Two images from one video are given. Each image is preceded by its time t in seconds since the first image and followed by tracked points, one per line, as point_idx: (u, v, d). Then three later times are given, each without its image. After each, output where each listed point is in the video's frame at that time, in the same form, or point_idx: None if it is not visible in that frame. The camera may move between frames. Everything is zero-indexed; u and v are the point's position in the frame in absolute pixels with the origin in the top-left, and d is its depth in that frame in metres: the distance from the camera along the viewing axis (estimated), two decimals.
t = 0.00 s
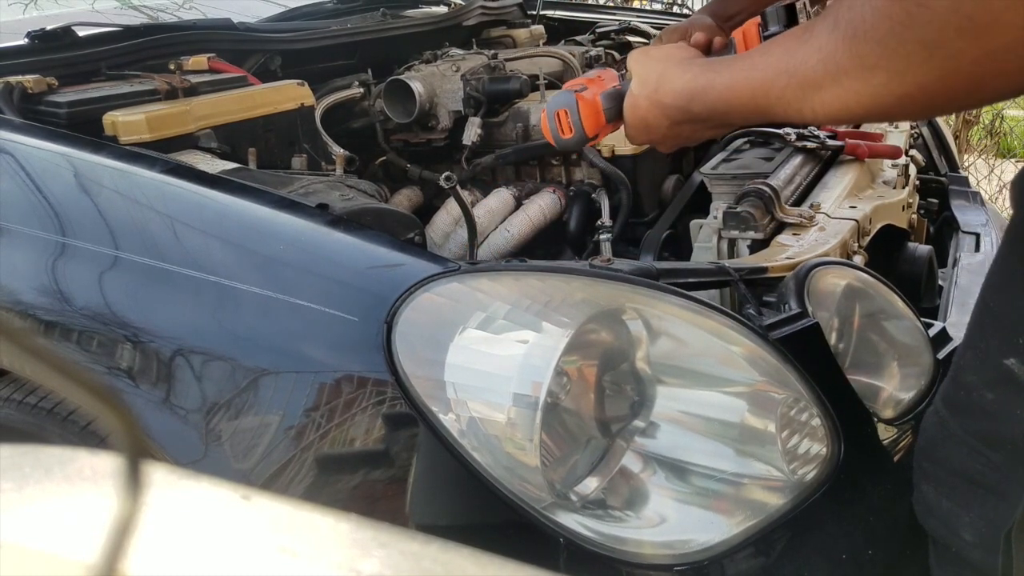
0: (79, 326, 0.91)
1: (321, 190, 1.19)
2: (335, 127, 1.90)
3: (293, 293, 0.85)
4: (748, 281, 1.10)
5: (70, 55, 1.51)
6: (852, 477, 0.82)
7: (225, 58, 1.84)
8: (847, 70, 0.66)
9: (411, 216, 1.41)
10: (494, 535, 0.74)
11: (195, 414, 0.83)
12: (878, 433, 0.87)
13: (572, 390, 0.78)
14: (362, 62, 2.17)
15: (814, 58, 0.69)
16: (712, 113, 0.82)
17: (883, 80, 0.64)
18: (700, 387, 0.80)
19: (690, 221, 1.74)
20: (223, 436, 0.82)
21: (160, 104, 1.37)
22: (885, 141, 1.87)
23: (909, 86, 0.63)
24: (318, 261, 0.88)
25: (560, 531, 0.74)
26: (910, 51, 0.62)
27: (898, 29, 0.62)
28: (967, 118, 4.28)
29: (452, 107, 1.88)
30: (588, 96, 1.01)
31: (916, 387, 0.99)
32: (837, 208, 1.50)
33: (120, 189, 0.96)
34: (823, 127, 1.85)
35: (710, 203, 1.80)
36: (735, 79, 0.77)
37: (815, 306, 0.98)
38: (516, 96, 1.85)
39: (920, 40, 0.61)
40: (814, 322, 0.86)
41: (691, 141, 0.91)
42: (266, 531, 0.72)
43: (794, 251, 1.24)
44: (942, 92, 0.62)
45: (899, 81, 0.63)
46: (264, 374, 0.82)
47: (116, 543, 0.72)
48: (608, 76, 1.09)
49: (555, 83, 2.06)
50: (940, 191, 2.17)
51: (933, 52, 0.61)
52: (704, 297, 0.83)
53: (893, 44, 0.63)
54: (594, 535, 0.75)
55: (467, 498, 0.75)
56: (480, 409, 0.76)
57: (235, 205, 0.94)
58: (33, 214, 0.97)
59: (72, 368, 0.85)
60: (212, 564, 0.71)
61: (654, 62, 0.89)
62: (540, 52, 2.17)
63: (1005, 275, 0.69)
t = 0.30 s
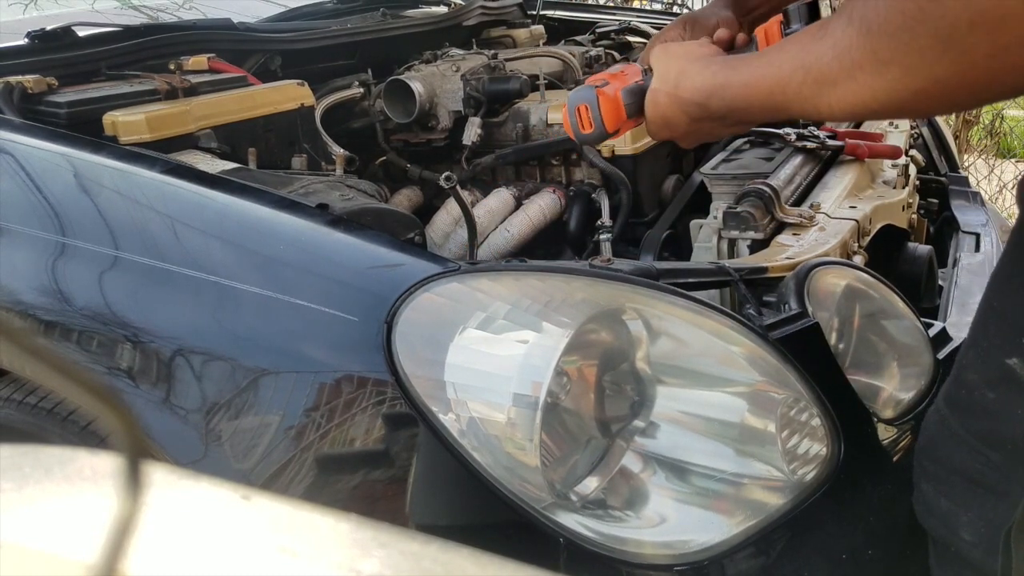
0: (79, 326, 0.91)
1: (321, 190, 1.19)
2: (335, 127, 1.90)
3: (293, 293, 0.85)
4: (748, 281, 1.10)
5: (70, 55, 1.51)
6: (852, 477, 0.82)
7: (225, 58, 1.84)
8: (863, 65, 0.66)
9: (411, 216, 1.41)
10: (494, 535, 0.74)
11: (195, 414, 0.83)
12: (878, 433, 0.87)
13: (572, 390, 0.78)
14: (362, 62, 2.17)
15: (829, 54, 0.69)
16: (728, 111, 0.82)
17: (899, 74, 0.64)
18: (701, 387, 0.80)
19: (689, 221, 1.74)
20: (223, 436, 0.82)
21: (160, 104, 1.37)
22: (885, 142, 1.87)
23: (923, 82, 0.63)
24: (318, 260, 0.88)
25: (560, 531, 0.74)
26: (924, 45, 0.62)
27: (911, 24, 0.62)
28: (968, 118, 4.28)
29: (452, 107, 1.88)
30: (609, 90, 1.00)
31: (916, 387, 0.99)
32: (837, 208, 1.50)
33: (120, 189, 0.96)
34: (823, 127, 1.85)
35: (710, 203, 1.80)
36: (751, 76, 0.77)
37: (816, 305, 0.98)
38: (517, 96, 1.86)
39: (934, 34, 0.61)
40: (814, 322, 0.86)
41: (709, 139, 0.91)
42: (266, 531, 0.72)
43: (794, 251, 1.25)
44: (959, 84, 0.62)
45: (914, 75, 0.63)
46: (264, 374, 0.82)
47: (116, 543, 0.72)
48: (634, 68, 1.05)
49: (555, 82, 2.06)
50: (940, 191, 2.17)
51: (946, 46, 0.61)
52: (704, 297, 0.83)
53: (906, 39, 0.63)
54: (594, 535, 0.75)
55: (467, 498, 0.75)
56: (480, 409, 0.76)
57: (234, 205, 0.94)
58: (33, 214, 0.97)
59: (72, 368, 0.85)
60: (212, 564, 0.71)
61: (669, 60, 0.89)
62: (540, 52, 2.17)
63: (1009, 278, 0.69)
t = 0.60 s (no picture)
0: (79, 326, 0.91)
1: (321, 190, 1.19)
2: (335, 127, 1.90)
3: (293, 293, 0.85)
4: (748, 281, 1.10)
5: (70, 55, 1.51)
6: (852, 477, 0.82)
7: (225, 58, 1.84)
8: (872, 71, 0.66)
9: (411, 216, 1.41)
10: (494, 535, 0.74)
11: (195, 414, 0.83)
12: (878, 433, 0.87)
13: (572, 390, 0.78)
14: (362, 62, 2.17)
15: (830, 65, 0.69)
16: (748, 109, 0.82)
17: (908, 79, 0.64)
18: (701, 388, 0.80)
19: (690, 221, 1.74)
20: (223, 436, 0.82)
21: (160, 104, 1.37)
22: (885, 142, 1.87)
23: (931, 83, 0.64)
24: (318, 260, 0.88)
25: (560, 531, 0.74)
26: (929, 50, 0.62)
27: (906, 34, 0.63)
28: (968, 118, 4.29)
29: (452, 107, 1.89)
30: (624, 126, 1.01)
31: (915, 387, 0.99)
32: (837, 208, 1.50)
33: (120, 189, 0.96)
34: (823, 127, 1.85)
35: (710, 203, 1.80)
36: (762, 80, 0.77)
37: (815, 305, 0.98)
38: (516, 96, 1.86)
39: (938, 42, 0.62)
40: (814, 322, 0.86)
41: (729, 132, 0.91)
42: (267, 531, 0.72)
43: (794, 251, 1.25)
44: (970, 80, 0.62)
45: (924, 77, 0.63)
46: (264, 374, 0.82)
47: (116, 543, 0.72)
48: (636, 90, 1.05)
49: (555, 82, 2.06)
50: (940, 191, 2.17)
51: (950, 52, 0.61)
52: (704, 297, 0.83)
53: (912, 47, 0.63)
54: (594, 535, 0.75)
55: (466, 498, 0.75)
56: (480, 410, 0.76)
57: (234, 204, 0.94)
58: (33, 214, 0.98)
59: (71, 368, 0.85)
60: (212, 564, 0.71)
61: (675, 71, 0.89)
62: (541, 52, 2.17)
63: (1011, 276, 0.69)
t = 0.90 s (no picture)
0: (79, 326, 0.91)
1: (321, 190, 1.19)
2: (335, 127, 1.90)
3: (293, 293, 0.85)
4: (748, 281, 1.10)
5: (70, 55, 1.52)
6: (852, 477, 0.82)
7: (225, 58, 1.84)
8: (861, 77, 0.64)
9: (410, 216, 1.41)
10: (495, 535, 0.75)
11: (195, 414, 0.83)
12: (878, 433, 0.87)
13: (572, 390, 0.78)
14: (362, 62, 2.17)
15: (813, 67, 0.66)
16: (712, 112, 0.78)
17: (891, 88, 0.63)
18: (700, 387, 0.80)
19: (690, 221, 1.74)
20: (223, 436, 0.83)
21: (159, 104, 1.37)
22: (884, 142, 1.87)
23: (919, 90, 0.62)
24: (318, 260, 0.88)
25: (560, 531, 0.74)
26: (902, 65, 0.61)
27: (896, 41, 0.61)
28: (968, 118, 4.31)
29: (452, 107, 1.89)
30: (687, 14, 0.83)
31: (915, 387, 0.99)
32: (837, 208, 1.50)
33: (120, 188, 0.96)
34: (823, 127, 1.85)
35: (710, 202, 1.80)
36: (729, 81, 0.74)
37: (815, 305, 0.98)
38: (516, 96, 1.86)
39: (936, 45, 0.60)
40: (814, 322, 0.86)
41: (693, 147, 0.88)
42: (266, 531, 0.72)
43: (794, 251, 1.25)
44: (966, 87, 0.61)
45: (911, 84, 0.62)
46: (263, 374, 0.82)
47: (116, 543, 0.72)
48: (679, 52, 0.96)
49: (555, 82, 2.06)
50: (939, 191, 2.18)
51: (948, 57, 0.59)
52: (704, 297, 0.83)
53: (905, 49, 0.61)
54: (593, 534, 0.75)
55: (466, 498, 0.75)
56: (480, 409, 0.76)
57: (234, 204, 0.94)
58: (33, 214, 0.98)
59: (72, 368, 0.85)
60: (212, 564, 0.71)
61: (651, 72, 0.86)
62: (541, 51, 2.17)
63: (1010, 275, 0.69)
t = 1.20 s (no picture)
0: (79, 326, 0.91)
1: (321, 189, 1.19)
2: (335, 127, 1.90)
3: (292, 293, 0.85)
4: (748, 281, 1.10)
5: (71, 55, 1.51)
6: (852, 478, 0.82)
7: (225, 58, 1.84)
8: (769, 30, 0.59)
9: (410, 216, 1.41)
10: (495, 535, 0.74)
11: (195, 414, 0.83)
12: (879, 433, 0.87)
13: (572, 390, 0.78)
14: (362, 62, 2.17)
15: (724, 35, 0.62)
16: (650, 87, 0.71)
17: (818, 62, 0.58)
18: (700, 387, 0.80)
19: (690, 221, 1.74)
20: (223, 436, 0.83)
21: (160, 104, 1.37)
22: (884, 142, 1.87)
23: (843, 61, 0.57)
24: (317, 260, 0.88)
25: (560, 531, 0.74)
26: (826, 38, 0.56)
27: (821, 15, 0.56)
28: (968, 118, 4.32)
29: (452, 107, 1.89)
30: None
31: (915, 386, 0.99)
32: (837, 208, 1.50)
33: (120, 188, 0.96)
34: (823, 127, 1.86)
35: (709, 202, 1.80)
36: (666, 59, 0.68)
37: (815, 305, 0.98)
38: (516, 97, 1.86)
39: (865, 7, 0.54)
40: (814, 322, 0.86)
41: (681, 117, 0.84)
42: (266, 531, 0.72)
43: (794, 251, 1.25)
44: (893, 54, 0.56)
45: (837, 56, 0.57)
46: (263, 374, 0.82)
47: (116, 542, 0.72)
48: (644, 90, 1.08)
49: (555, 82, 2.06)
50: (939, 191, 2.17)
51: (878, 19, 0.54)
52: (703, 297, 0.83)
53: None
54: (592, 534, 0.75)
55: (466, 498, 0.75)
56: (480, 409, 0.76)
57: (234, 204, 0.94)
58: (33, 214, 0.98)
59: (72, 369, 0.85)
60: (211, 564, 0.71)
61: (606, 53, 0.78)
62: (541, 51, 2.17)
63: (1007, 274, 0.69)
